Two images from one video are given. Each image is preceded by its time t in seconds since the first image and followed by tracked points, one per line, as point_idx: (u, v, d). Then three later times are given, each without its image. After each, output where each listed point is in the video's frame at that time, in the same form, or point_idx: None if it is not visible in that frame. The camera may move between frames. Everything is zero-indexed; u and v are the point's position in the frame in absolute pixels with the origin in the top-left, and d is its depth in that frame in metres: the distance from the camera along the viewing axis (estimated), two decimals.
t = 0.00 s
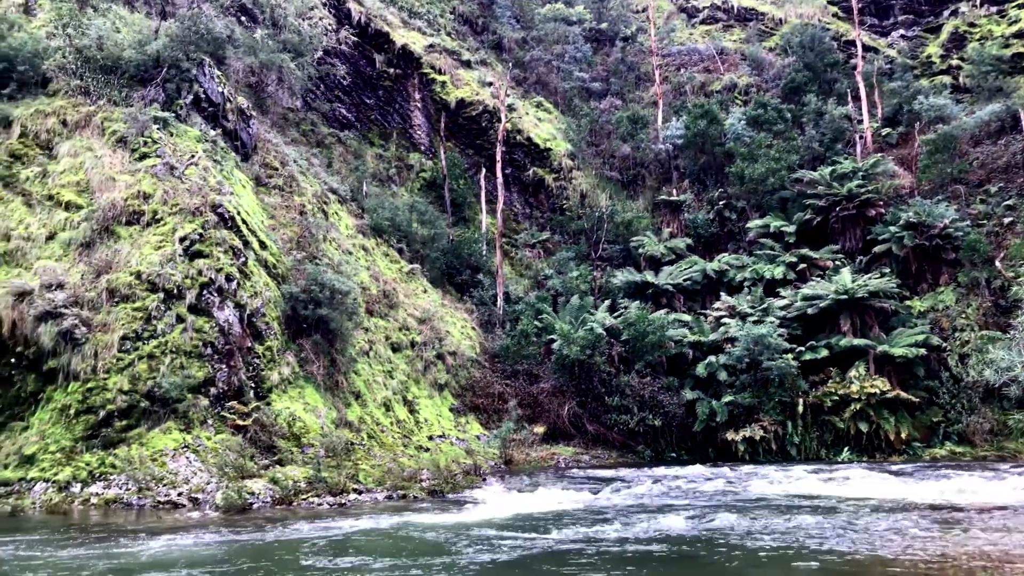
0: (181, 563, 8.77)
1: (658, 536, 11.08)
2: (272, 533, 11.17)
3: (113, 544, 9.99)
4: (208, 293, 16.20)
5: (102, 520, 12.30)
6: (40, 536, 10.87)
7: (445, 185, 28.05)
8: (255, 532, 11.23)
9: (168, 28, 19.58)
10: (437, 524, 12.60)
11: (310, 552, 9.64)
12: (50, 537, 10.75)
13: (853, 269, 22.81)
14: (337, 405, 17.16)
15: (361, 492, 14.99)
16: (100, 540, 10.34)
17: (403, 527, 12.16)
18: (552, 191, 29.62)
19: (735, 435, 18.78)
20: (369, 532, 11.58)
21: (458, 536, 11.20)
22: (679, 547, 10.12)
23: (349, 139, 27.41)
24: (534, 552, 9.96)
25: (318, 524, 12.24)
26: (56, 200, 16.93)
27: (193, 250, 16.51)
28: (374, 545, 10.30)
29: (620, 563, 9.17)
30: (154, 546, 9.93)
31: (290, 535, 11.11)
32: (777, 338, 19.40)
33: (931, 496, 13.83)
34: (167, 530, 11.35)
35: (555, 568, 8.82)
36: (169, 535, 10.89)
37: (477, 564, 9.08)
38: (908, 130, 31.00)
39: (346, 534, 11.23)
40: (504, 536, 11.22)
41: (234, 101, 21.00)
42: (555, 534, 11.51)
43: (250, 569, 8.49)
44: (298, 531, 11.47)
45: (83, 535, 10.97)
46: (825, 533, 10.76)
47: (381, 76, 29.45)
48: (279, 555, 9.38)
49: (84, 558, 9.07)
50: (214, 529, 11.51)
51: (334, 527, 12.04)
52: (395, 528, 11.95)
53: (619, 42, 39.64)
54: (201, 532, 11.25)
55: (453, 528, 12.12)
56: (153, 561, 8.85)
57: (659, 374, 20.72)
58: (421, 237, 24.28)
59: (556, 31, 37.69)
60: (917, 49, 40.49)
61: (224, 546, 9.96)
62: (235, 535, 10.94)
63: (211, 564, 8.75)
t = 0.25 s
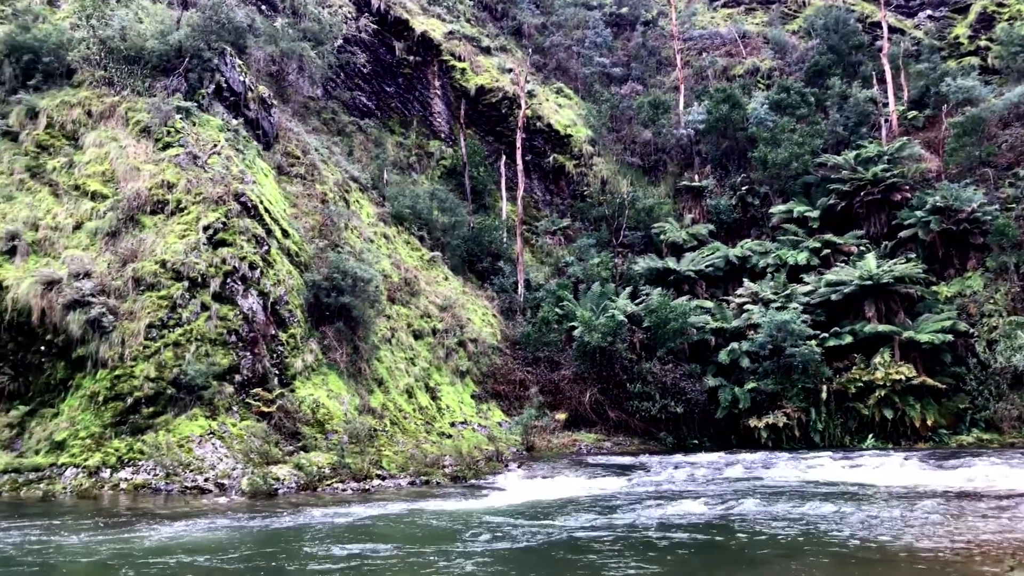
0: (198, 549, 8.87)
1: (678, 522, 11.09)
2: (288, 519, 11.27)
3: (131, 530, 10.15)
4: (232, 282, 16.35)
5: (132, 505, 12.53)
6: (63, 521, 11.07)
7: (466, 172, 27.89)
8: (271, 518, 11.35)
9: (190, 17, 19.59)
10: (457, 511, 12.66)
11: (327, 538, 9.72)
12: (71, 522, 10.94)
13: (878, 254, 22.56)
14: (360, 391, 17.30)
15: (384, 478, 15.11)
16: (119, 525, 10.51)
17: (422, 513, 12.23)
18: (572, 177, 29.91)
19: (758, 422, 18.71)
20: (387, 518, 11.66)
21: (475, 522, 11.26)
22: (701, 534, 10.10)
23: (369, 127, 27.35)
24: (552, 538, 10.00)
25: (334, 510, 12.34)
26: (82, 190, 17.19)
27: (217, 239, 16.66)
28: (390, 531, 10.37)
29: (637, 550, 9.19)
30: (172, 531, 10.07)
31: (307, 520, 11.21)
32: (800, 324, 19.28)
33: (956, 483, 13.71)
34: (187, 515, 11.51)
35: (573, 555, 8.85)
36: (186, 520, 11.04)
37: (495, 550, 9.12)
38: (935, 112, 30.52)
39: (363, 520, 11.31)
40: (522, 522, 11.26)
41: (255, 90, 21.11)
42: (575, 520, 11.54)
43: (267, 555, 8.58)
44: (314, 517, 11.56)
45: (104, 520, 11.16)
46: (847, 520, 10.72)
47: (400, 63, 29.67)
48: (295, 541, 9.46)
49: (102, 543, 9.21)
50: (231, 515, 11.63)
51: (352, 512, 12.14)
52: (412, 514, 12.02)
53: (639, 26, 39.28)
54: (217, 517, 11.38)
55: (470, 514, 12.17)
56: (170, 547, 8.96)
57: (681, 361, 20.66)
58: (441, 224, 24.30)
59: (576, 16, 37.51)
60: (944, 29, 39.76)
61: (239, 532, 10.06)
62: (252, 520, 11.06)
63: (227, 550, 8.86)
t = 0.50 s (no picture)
0: (209, 547, 8.94)
1: (696, 521, 11.04)
2: (299, 517, 11.33)
3: (142, 528, 10.23)
4: (254, 281, 16.49)
5: (157, 502, 12.68)
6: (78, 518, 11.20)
7: (485, 171, 28.17)
8: (282, 517, 11.41)
9: (211, 19, 19.81)
10: (472, 510, 12.67)
11: (339, 538, 9.75)
12: (84, 520, 11.06)
13: (903, 251, 22.32)
14: (381, 389, 17.39)
15: (406, 476, 15.15)
16: (131, 523, 10.60)
17: (437, 512, 12.25)
18: (593, 175, 29.82)
19: (780, 420, 18.59)
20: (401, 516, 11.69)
21: (489, 522, 11.25)
22: (721, 533, 10.03)
23: (389, 126, 27.44)
24: (567, 538, 9.98)
25: (344, 508, 12.39)
26: (107, 190, 17.41)
27: (239, 238, 16.80)
28: (402, 531, 10.39)
29: (653, 550, 9.15)
30: (183, 529, 10.15)
31: (317, 519, 11.26)
32: (823, 322, 19.13)
33: (981, 482, 13.54)
34: (207, 512, 11.63)
35: (588, 555, 8.83)
36: (198, 518, 11.12)
37: (510, 549, 9.12)
38: (960, 107, 30.10)
39: (375, 519, 11.35)
40: (538, 522, 11.26)
41: (276, 91, 21.27)
42: (592, 519, 11.51)
43: (280, 554, 8.63)
44: (325, 515, 11.61)
45: (118, 517, 11.28)
46: (869, 518, 10.63)
47: (420, 62, 29.71)
48: (307, 541, 9.51)
49: (113, 542, 9.29)
50: (242, 513, 11.71)
51: (362, 511, 12.18)
52: (426, 513, 12.05)
53: (659, 22, 39.08)
54: (226, 516, 11.47)
55: (484, 513, 12.18)
56: (181, 545, 9.03)
57: (703, 359, 20.59)
58: (461, 223, 24.34)
59: (595, 14, 37.71)
60: (969, 22, 39.14)
61: (249, 530, 10.12)
62: (262, 519, 11.12)
63: (237, 549, 8.92)
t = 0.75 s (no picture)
0: (223, 546, 8.97)
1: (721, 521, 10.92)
2: (311, 516, 11.34)
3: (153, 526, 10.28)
4: (280, 280, 16.61)
5: (186, 499, 12.82)
6: (97, 516, 11.31)
7: (510, 169, 28.28)
8: (293, 514, 11.41)
9: (237, 21, 20.04)
10: (492, 508, 12.63)
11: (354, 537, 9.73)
12: (98, 518, 11.14)
13: (933, 247, 21.98)
14: (406, 388, 17.44)
15: (432, 474, 15.17)
16: (143, 521, 10.66)
17: (454, 511, 12.23)
18: (617, 173, 29.64)
19: (809, 419, 18.37)
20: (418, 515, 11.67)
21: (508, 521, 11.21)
22: (746, 533, 9.89)
23: (413, 126, 27.56)
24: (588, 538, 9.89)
25: (357, 507, 12.39)
26: (136, 192, 17.63)
27: (265, 238, 16.93)
28: (418, 530, 10.35)
29: (675, 550, 9.04)
30: (195, 528, 10.17)
31: (329, 518, 11.26)
32: (852, 319, 18.88)
33: (1015, 482, 13.27)
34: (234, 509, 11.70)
35: (609, 555, 8.74)
36: (211, 516, 11.17)
37: (529, 548, 9.06)
38: (992, 100, 29.54)
39: (390, 517, 11.33)
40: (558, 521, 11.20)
41: (301, 91, 21.40)
42: (613, 518, 11.42)
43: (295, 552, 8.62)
44: (338, 514, 11.61)
45: (133, 515, 11.35)
46: (899, 518, 10.46)
47: (443, 62, 29.70)
48: (321, 540, 9.49)
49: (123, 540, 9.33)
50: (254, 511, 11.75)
51: (374, 509, 12.18)
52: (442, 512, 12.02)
53: (683, 19, 38.84)
54: (235, 513, 11.50)
55: (502, 512, 12.13)
56: (192, 544, 9.06)
57: (729, 357, 20.43)
58: (485, 222, 24.34)
59: (618, 10, 37.39)
60: (1001, 14, 38.36)
61: (261, 529, 10.13)
62: (274, 517, 11.14)
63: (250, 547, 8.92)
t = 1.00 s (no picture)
0: (234, 544, 8.99)
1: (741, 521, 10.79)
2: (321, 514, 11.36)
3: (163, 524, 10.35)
4: (303, 280, 16.76)
5: (212, 497, 12.96)
6: (110, 514, 11.42)
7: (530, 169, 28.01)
8: (303, 513, 11.45)
9: (259, 23, 20.20)
10: (510, 507, 12.61)
11: (368, 535, 9.72)
12: (108, 516, 11.25)
13: (961, 244, 21.68)
14: (428, 386, 17.51)
15: (454, 472, 15.21)
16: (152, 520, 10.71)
17: (469, 510, 12.22)
18: (638, 171, 29.59)
19: (833, 417, 18.21)
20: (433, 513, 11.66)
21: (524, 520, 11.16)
22: (767, 533, 9.79)
23: (434, 126, 27.72)
24: (607, 537, 9.83)
25: (368, 505, 12.39)
26: (161, 193, 17.86)
27: (289, 238, 17.10)
28: (433, 528, 10.34)
29: (692, 550, 8.95)
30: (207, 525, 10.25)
31: (339, 516, 11.27)
32: (877, 317, 18.68)
33: None
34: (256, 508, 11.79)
35: (627, 555, 8.67)
36: (221, 514, 11.23)
37: (546, 547, 9.01)
38: (1021, 94, 29.08)
39: (403, 515, 11.33)
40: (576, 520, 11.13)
41: (322, 92, 21.55)
42: (632, 518, 11.35)
43: (309, 550, 8.63)
44: (348, 512, 11.61)
45: (145, 513, 11.44)
46: (925, 518, 10.31)
47: (463, 62, 29.82)
48: (333, 537, 9.49)
49: (131, 538, 9.37)
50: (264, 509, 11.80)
51: (386, 507, 12.19)
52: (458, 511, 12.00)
53: (704, 15, 38.69)
54: (244, 512, 11.54)
55: (518, 511, 12.08)
56: (203, 542, 9.09)
57: (752, 356, 20.30)
58: (506, 221, 24.32)
59: (639, 8, 37.34)
60: None
61: (270, 526, 10.16)
62: (284, 515, 11.17)
63: (261, 545, 8.94)
